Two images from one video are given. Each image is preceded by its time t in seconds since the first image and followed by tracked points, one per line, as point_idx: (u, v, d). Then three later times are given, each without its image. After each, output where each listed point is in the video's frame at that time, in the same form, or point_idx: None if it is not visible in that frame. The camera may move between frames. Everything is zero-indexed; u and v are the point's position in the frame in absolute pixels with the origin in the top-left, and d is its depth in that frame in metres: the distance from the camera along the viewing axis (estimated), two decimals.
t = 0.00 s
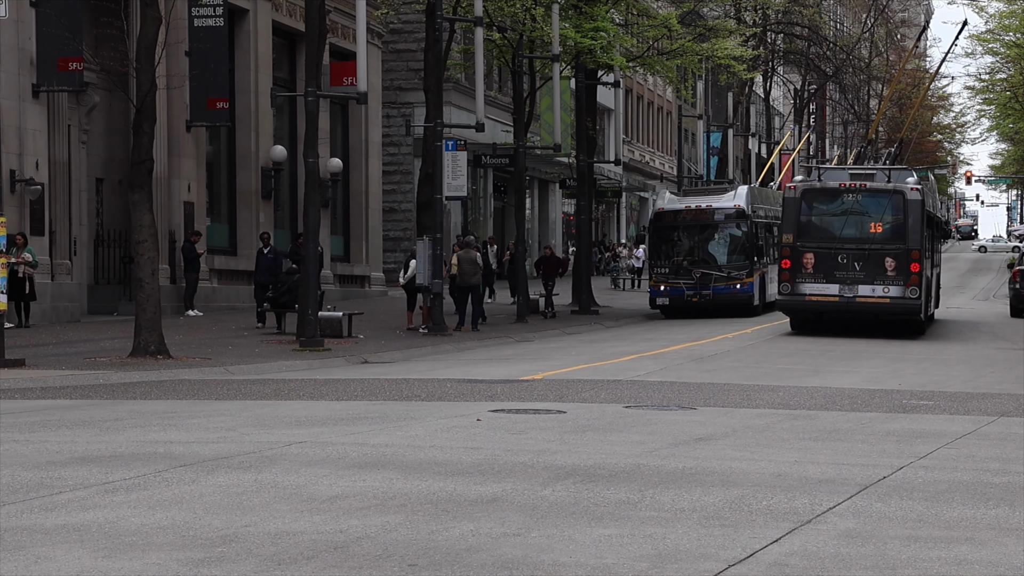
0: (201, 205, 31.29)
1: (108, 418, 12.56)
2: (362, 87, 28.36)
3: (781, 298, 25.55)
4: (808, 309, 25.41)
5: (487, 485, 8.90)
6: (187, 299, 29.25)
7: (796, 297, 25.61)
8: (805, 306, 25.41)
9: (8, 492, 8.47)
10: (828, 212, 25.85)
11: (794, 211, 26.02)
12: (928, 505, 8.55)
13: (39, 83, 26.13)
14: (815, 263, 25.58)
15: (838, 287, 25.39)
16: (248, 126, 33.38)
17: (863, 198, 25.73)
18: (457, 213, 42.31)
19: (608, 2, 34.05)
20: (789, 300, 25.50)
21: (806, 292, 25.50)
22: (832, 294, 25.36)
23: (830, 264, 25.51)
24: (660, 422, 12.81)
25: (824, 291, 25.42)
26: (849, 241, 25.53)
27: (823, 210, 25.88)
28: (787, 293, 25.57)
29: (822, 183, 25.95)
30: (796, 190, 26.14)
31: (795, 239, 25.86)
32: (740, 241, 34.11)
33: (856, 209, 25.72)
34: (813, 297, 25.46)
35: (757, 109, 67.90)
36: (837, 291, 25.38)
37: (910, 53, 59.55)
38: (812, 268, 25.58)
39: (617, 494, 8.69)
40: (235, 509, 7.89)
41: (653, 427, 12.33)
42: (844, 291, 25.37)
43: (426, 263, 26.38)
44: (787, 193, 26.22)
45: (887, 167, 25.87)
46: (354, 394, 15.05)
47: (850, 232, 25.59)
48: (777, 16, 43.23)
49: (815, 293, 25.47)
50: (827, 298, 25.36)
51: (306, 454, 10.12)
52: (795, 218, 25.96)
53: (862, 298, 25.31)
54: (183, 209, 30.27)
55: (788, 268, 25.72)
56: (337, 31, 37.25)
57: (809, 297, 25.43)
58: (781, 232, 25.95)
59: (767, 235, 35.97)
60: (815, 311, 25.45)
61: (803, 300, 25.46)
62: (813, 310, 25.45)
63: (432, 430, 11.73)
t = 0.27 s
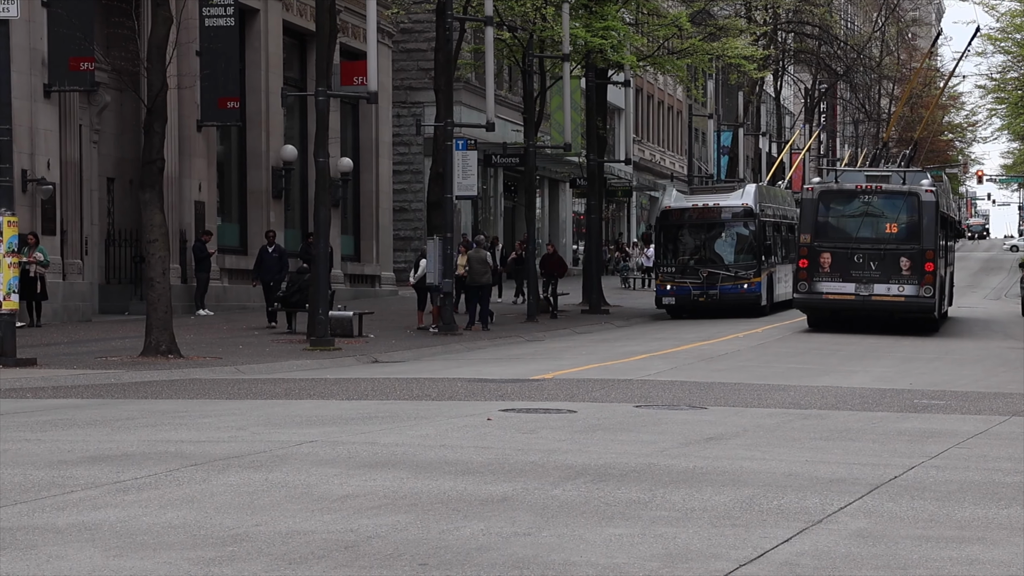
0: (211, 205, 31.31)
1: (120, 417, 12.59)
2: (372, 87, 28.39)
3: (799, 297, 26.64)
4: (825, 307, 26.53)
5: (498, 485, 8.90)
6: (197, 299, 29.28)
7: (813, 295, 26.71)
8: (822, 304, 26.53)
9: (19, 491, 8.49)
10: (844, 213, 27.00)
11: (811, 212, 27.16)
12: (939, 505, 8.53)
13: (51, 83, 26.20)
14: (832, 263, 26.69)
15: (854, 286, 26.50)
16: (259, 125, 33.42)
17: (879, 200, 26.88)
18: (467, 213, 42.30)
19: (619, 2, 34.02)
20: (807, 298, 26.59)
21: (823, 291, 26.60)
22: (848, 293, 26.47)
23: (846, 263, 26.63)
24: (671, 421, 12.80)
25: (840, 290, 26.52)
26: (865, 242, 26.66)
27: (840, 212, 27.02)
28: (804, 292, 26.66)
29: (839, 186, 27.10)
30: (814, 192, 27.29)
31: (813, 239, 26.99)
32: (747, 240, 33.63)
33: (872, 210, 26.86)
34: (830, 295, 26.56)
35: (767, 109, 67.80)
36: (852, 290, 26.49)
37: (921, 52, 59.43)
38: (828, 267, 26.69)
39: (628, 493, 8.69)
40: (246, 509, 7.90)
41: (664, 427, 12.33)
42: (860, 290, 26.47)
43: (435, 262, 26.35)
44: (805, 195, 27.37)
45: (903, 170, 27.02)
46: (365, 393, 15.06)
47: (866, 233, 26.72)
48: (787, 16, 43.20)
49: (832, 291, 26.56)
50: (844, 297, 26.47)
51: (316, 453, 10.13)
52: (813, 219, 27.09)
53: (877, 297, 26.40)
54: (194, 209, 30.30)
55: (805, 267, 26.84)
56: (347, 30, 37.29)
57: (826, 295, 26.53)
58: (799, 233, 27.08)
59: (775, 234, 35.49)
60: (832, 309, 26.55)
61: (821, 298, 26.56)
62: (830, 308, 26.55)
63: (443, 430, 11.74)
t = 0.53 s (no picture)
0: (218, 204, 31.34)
1: (127, 416, 12.61)
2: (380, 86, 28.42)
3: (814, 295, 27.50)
4: (839, 304, 27.39)
5: (506, 484, 8.90)
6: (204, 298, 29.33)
7: (827, 293, 27.55)
8: (836, 301, 27.37)
9: (27, 490, 8.51)
10: (856, 213, 27.79)
11: (825, 212, 27.94)
12: (948, 505, 8.52)
13: (58, 83, 26.23)
14: (845, 262, 27.53)
15: (867, 284, 27.36)
16: (265, 124, 33.45)
17: (890, 201, 27.63)
18: (474, 212, 42.31)
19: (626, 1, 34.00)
20: (821, 296, 27.45)
21: (836, 288, 27.45)
22: (861, 290, 27.34)
23: (859, 262, 27.47)
24: (677, 420, 12.79)
25: (853, 288, 27.37)
26: (877, 241, 27.45)
27: (853, 211, 27.80)
28: (819, 290, 27.51)
29: (852, 187, 27.84)
30: (827, 193, 28.06)
31: (827, 238, 27.79)
32: (751, 240, 33.50)
33: (884, 210, 27.64)
34: (843, 293, 27.41)
35: (774, 109, 67.76)
36: (865, 288, 27.34)
37: (928, 51, 59.36)
38: (842, 265, 27.53)
39: (634, 493, 8.68)
40: (254, 508, 7.90)
41: (671, 426, 12.32)
42: (872, 288, 27.33)
43: (443, 260, 26.37)
44: (820, 195, 28.12)
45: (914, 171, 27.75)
46: (372, 392, 15.06)
47: (878, 233, 27.51)
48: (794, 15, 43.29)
49: (845, 289, 27.41)
50: (857, 295, 27.34)
51: (324, 452, 10.14)
52: (827, 219, 27.88)
53: (889, 294, 27.28)
54: (201, 208, 30.34)
55: (819, 265, 27.68)
56: (354, 29, 37.29)
57: (839, 293, 27.39)
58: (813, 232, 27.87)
59: (778, 234, 35.32)
60: (845, 306, 27.43)
61: (834, 296, 27.43)
62: (843, 305, 27.42)
63: (448, 428, 11.74)
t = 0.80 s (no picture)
0: (209, 204, 31.29)
1: (116, 417, 12.59)
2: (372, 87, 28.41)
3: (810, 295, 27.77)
4: (835, 304, 27.65)
5: (496, 485, 8.90)
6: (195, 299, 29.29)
7: (823, 294, 27.82)
8: (832, 302, 27.64)
9: (16, 491, 8.50)
10: (853, 217, 28.08)
11: (821, 216, 28.27)
12: (937, 506, 8.54)
13: (48, 82, 26.18)
14: (841, 264, 27.79)
15: (862, 285, 27.61)
16: (257, 125, 33.41)
17: (886, 205, 27.90)
18: (465, 213, 42.29)
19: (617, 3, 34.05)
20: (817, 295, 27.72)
21: (832, 289, 27.72)
22: (857, 291, 27.58)
23: (854, 264, 27.71)
24: (667, 422, 12.80)
25: (849, 288, 27.64)
26: (872, 244, 27.69)
27: (849, 215, 28.09)
28: (815, 290, 27.80)
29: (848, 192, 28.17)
30: (824, 198, 28.40)
31: (824, 241, 28.07)
32: (737, 241, 32.57)
33: (879, 214, 27.91)
34: (839, 293, 27.67)
35: (765, 110, 67.85)
36: (861, 288, 27.59)
37: (919, 53, 59.47)
38: (838, 267, 27.79)
39: (624, 494, 8.69)
40: (243, 508, 7.90)
41: (662, 428, 12.32)
42: (867, 289, 27.58)
43: (434, 262, 26.21)
44: (817, 200, 28.46)
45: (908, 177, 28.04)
46: (362, 394, 15.05)
47: (874, 236, 27.76)
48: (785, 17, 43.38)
49: (841, 289, 27.67)
50: (852, 296, 27.59)
51: (314, 453, 10.13)
52: (823, 222, 28.19)
53: (884, 295, 27.50)
54: (192, 209, 30.28)
55: (816, 268, 27.94)
56: (346, 30, 37.28)
57: (835, 293, 27.66)
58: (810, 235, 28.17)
59: (766, 234, 34.51)
60: (841, 306, 27.69)
61: (830, 296, 27.69)
62: (840, 305, 27.68)
63: (439, 430, 11.74)
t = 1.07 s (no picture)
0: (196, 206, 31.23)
1: (103, 419, 12.54)
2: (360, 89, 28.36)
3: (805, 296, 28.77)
4: (829, 305, 28.64)
5: (484, 488, 8.88)
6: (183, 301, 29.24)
7: (817, 295, 28.82)
8: (825, 303, 28.64)
9: (2, 495, 8.46)
10: (845, 221, 29.11)
11: (815, 220, 29.30)
12: (924, 508, 8.56)
13: (35, 84, 26.11)
14: (835, 266, 28.80)
15: (854, 287, 28.63)
16: (243, 127, 33.36)
17: (877, 209, 28.96)
18: (453, 215, 42.26)
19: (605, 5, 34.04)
20: (811, 297, 28.72)
21: (826, 291, 28.73)
22: (849, 292, 28.58)
23: (847, 266, 28.75)
24: (656, 424, 12.80)
25: (842, 290, 28.64)
26: (864, 246, 28.72)
27: (842, 219, 29.12)
28: (809, 292, 28.80)
29: (841, 196, 29.20)
30: (818, 202, 29.45)
31: (818, 244, 29.09)
32: (720, 243, 32.01)
33: (871, 218, 28.95)
34: (833, 295, 28.68)
35: (752, 112, 67.92)
36: (853, 290, 28.60)
37: (906, 55, 59.57)
38: (831, 269, 28.81)
39: (612, 496, 8.69)
40: (231, 511, 7.87)
41: (650, 429, 12.34)
42: (859, 290, 28.59)
43: (422, 264, 26.08)
44: (810, 205, 29.54)
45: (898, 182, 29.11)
46: (350, 396, 15.01)
47: (866, 239, 28.79)
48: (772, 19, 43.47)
49: (834, 291, 28.67)
50: (845, 297, 28.59)
51: (302, 456, 10.11)
52: (817, 226, 29.20)
53: (875, 296, 28.48)
54: (179, 211, 30.22)
55: (810, 270, 28.96)
56: (333, 32, 37.23)
57: (828, 295, 28.66)
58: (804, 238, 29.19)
59: (751, 236, 33.94)
60: (835, 307, 28.66)
61: (824, 298, 28.68)
62: (833, 306, 28.66)
63: (428, 432, 11.73)
